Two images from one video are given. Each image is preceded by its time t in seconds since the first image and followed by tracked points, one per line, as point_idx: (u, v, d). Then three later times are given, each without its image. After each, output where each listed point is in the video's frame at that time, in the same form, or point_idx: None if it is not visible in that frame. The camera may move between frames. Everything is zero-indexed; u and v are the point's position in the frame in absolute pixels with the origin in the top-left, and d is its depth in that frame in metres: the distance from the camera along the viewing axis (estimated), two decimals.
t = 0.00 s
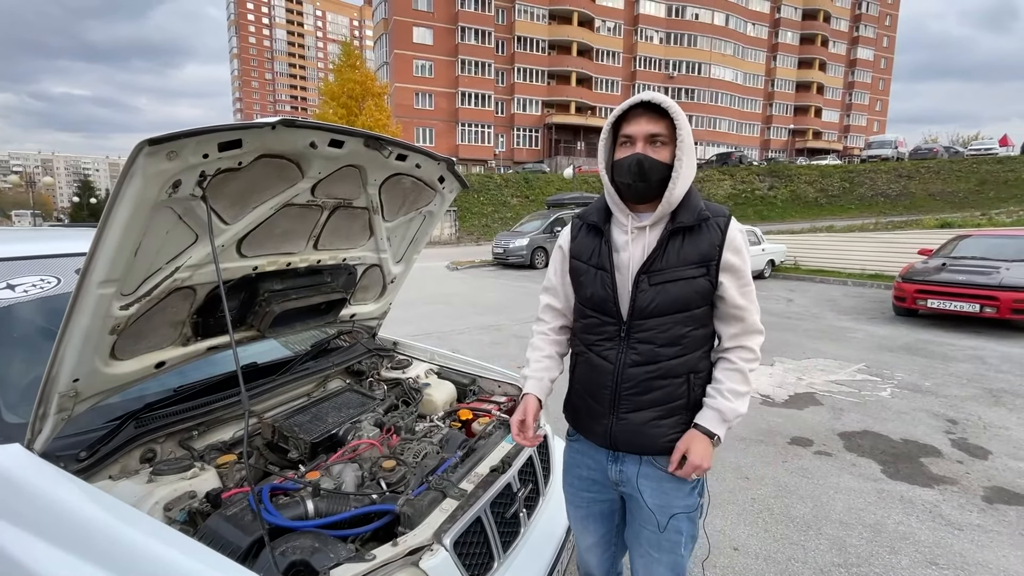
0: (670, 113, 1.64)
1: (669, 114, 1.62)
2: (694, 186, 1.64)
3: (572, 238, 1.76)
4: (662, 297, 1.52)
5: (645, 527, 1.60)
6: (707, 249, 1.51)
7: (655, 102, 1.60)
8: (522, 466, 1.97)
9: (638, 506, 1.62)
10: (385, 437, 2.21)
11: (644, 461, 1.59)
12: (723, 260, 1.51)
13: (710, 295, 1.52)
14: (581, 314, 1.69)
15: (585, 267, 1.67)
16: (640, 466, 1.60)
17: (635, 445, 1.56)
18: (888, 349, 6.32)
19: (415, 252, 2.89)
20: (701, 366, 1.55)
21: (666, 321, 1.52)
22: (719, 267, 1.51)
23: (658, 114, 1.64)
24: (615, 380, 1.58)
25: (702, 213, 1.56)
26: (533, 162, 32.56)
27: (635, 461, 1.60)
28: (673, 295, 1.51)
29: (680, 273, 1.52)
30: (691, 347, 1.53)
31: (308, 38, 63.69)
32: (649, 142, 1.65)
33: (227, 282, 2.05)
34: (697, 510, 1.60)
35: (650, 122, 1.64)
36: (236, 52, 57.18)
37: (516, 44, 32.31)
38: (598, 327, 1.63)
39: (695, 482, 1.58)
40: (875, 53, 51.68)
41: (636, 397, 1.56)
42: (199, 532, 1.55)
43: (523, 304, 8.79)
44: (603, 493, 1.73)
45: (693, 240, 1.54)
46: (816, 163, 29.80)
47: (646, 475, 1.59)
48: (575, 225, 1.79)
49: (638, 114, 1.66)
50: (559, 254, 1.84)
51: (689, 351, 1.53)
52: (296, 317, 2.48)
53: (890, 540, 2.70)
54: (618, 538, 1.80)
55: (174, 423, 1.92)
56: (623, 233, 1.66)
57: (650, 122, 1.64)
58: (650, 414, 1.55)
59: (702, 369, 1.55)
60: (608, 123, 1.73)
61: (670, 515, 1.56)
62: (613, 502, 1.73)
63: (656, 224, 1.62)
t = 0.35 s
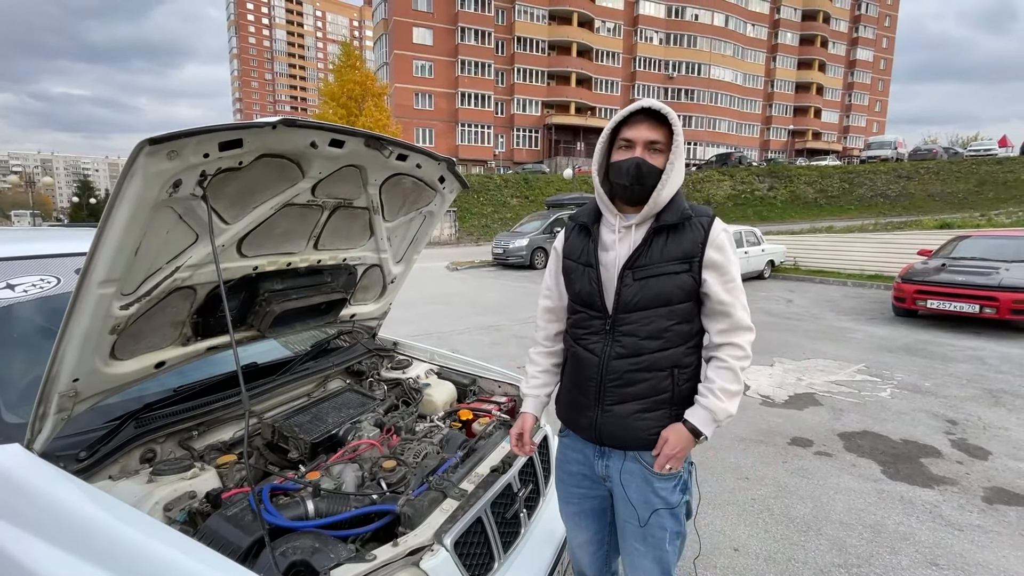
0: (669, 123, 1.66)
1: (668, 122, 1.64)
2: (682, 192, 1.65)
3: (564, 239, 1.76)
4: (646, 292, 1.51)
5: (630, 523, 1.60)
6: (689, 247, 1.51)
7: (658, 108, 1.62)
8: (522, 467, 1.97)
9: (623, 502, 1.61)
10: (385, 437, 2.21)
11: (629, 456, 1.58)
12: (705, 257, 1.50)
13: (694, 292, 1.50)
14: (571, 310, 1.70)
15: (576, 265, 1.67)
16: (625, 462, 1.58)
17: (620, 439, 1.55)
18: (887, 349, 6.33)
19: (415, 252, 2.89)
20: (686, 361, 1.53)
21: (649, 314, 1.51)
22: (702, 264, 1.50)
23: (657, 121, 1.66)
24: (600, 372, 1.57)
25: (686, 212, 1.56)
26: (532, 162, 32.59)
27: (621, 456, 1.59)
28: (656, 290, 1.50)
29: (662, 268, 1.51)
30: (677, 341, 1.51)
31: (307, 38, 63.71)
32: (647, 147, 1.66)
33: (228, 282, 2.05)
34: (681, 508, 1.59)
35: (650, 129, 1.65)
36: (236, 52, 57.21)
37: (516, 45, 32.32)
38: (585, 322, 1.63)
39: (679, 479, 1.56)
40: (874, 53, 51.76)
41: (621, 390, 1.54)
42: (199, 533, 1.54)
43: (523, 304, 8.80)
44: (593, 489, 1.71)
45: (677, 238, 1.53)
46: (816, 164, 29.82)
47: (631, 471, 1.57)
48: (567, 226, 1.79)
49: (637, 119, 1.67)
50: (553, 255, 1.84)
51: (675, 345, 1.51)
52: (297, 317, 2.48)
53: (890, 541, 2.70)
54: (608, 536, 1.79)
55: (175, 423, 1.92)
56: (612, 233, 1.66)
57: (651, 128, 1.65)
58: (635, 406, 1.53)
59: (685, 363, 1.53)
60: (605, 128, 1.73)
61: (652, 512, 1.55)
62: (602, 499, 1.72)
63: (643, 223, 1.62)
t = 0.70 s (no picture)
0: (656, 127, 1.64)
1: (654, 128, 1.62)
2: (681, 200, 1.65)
3: (564, 241, 1.76)
4: (644, 295, 1.50)
5: (624, 525, 1.59)
6: (689, 254, 1.50)
7: (640, 116, 1.62)
8: (522, 468, 1.96)
9: (617, 504, 1.60)
10: (386, 437, 2.20)
11: (623, 457, 1.57)
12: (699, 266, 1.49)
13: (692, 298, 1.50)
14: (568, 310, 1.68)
15: (576, 266, 1.66)
16: (620, 463, 1.57)
17: (615, 438, 1.54)
18: (890, 350, 6.30)
19: (416, 251, 2.89)
20: (683, 364, 1.53)
21: (646, 317, 1.50)
22: (700, 272, 1.49)
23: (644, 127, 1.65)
24: (597, 372, 1.55)
25: (688, 222, 1.56)
26: (533, 162, 32.57)
27: (616, 457, 1.58)
28: (654, 293, 1.50)
29: (661, 273, 1.51)
30: (674, 345, 1.50)
31: (308, 38, 63.76)
32: (632, 153, 1.65)
33: (228, 281, 2.04)
34: (674, 510, 1.58)
35: (635, 135, 1.65)
36: (237, 52, 57.27)
37: (517, 44, 32.30)
38: (582, 322, 1.61)
39: (673, 481, 1.55)
40: (876, 54, 51.67)
41: (617, 390, 1.53)
42: (199, 532, 1.54)
43: (524, 305, 8.79)
44: (587, 491, 1.71)
45: (676, 245, 1.53)
46: (818, 164, 29.76)
47: (625, 472, 1.56)
48: (568, 228, 1.78)
49: (625, 126, 1.67)
50: (552, 256, 1.82)
51: (671, 347, 1.51)
52: (299, 316, 2.47)
53: (893, 542, 2.68)
54: (603, 538, 1.78)
55: (174, 423, 1.92)
56: (614, 237, 1.66)
57: (636, 134, 1.65)
58: (630, 407, 1.53)
59: (681, 366, 1.53)
60: (603, 132, 1.75)
61: (646, 513, 1.54)
62: (597, 500, 1.71)
63: (645, 230, 1.62)
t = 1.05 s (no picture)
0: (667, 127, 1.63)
1: (666, 125, 1.61)
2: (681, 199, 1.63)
3: (562, 236, 1.75)
4: (638, 295, 1.49)
5: (622, 523, 1.58)
6: (682, 253, 1.49)
7: (655, 112, 1.60)
8: (525, 466, 1.95)
9: (615, 502, 1.59)
10: (387, 436, 2.20)
11: (619, 455, 1.55)
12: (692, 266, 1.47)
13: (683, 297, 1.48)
14: (565, 308, 1.67)
15: (573, 263, 1.65)
16: (617, 461, 1.56)
17: (611, 438, 1.53)
18: (894, 350, 6.26)
19: (418, 250, 2.89)
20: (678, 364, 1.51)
21: (642, 316, 1.49)
22: (693, 271, 1.47)
23: (657, 125, 1.63)
24: (593, 372, 1.55)
25: (683, 221, 1.54)
26: (535, 162, 32.56)
27: (613, 454, 1.57)
28: (648, 292, 1.49)
29: (655, 272, 1.49)
30: (667, 345, 1.49)
31: (311, 38, 63.85)
32: (645, 150, 1.63)
33: (230, 280, 2.04)
34: (672, 508, 1.56)
35: (649, 131, 1.62)
36: (241, 52, 57.43)
37: (520, 43, 32.26)
38: (577, 320, 1.61)
39: (670, 480, 1.53)
40: (880, 52, 51.42)
41: (614, 390, 1.53)
42: (200, 531, 1.54)
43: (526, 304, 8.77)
44: (585, 488, 1.70)
45: (670, 245, 1.52)
46: (821, 163, 29.64)
47: (622, 470, 1.55)
48: (567, 223, 1.77)
49: (634, 122, 1.65)
50: (550, 252, 1.81)
51: (667, 348, 1.50)
52: (299, 315, 2.47)
53: (897, 543, 2.67)
54: (603, 534, 1.77)
55: (175, 422, 1.92)
56: (610, 234, 1.65)
57: (649, 131, 1.63)
58: (625, 406, 1.52)
59: (676, 367, 1.51)
60: (608, 130, 1.72)
61: (642, 512, 1.53)
62: (594, 497, 1.71)
63: (640, 227, 1.61)
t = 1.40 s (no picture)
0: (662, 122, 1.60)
1: (662, 122, 1.58)
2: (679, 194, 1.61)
3: (557, 236, 1.73)
4: (638, 296, 1.48)
5: (629, 519, 1.57)
6: (681, 252, 1.47)
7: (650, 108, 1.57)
8: (528, 464, 1.96)
9: (622, 498, 1.58)
10: (390, 435, 2.20)
11: (625, 453, 1.55)
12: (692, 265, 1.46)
13: (683, 297, 1.47)
14: (565, 310, 1.66)
15: (569, 264, 1.64)
16: (623, 458, 1.55)
17: (616, 437, 1.53)
18: (900, 350, 6.22)
19: (421, 249, 2.89)
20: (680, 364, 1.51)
21: (644, 317, 1.48)
22: (693, 270, 1.46)
23: (652, 120, 1.60)
24: (596, 374, 1.54)
25: (681, 218, 1.52)
26: (539, 161, 32.53)
27: (619, 452, 1.56)
28: (649, 293, 1.48)
29: (654, 273, 1.48)
30: (669, 345, 1.48)
31: (315, 37, 64.02)
32: (640, 148, 1.61)
33: (233, 279, 2.05)
34: (678, 504, 1.56)
35: (643, 128, 1.60)
36: (245, 52, 57.66)
37: (523, 42, 32.22)
38: (578, 323, 1.60)
39: (677, 475, 1.52)
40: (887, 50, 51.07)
41: (617, 392, 1.52)
42: (202, 530, 1.54)
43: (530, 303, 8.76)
44: (590, 485, 1.69)
45: (669, 243, 1.50)
46: (827, 162, 29.46)
47: (629, 466, 1.54)
48: (561, 222, 1.75)
49: (627, 120, 1.62)
50: (545, 251, 1.79)
51: (670, 348, 1.49)
52: (302, 314, 2.48)
53: (902, 544, 2.65)
54: (608, 531, 1.77)
55: (178, 421, 1.92)
56: (605, 233, 1.63)
57: (644, 128, 1.60)
58: (629, 408, 1.52)
59: (680, 366, 1.51)
60: (600, 126, 1.69)
61: (649, 509, 1.52)
62: (599, 494, 1.70)
63: (637, 226, 1.59)
